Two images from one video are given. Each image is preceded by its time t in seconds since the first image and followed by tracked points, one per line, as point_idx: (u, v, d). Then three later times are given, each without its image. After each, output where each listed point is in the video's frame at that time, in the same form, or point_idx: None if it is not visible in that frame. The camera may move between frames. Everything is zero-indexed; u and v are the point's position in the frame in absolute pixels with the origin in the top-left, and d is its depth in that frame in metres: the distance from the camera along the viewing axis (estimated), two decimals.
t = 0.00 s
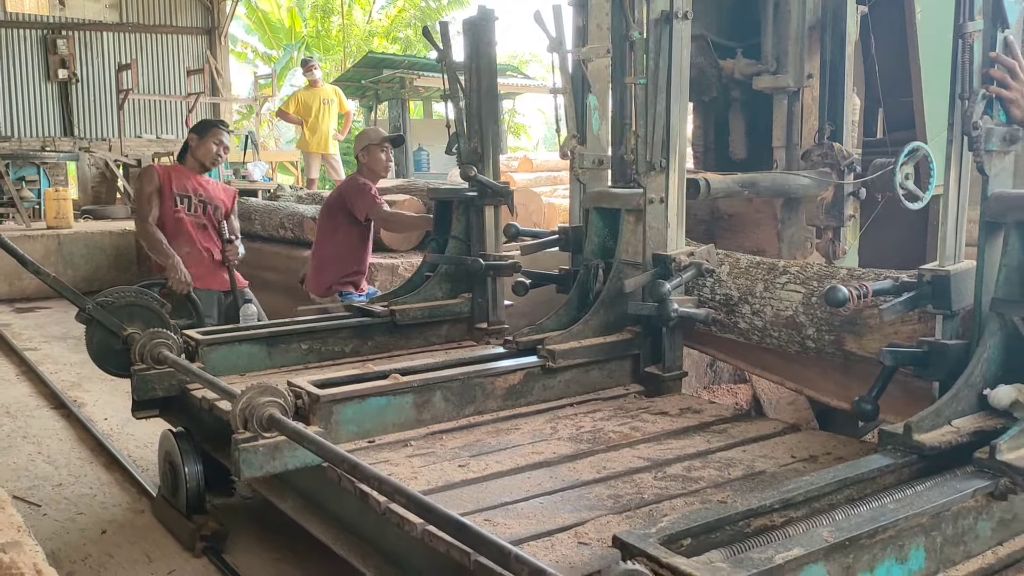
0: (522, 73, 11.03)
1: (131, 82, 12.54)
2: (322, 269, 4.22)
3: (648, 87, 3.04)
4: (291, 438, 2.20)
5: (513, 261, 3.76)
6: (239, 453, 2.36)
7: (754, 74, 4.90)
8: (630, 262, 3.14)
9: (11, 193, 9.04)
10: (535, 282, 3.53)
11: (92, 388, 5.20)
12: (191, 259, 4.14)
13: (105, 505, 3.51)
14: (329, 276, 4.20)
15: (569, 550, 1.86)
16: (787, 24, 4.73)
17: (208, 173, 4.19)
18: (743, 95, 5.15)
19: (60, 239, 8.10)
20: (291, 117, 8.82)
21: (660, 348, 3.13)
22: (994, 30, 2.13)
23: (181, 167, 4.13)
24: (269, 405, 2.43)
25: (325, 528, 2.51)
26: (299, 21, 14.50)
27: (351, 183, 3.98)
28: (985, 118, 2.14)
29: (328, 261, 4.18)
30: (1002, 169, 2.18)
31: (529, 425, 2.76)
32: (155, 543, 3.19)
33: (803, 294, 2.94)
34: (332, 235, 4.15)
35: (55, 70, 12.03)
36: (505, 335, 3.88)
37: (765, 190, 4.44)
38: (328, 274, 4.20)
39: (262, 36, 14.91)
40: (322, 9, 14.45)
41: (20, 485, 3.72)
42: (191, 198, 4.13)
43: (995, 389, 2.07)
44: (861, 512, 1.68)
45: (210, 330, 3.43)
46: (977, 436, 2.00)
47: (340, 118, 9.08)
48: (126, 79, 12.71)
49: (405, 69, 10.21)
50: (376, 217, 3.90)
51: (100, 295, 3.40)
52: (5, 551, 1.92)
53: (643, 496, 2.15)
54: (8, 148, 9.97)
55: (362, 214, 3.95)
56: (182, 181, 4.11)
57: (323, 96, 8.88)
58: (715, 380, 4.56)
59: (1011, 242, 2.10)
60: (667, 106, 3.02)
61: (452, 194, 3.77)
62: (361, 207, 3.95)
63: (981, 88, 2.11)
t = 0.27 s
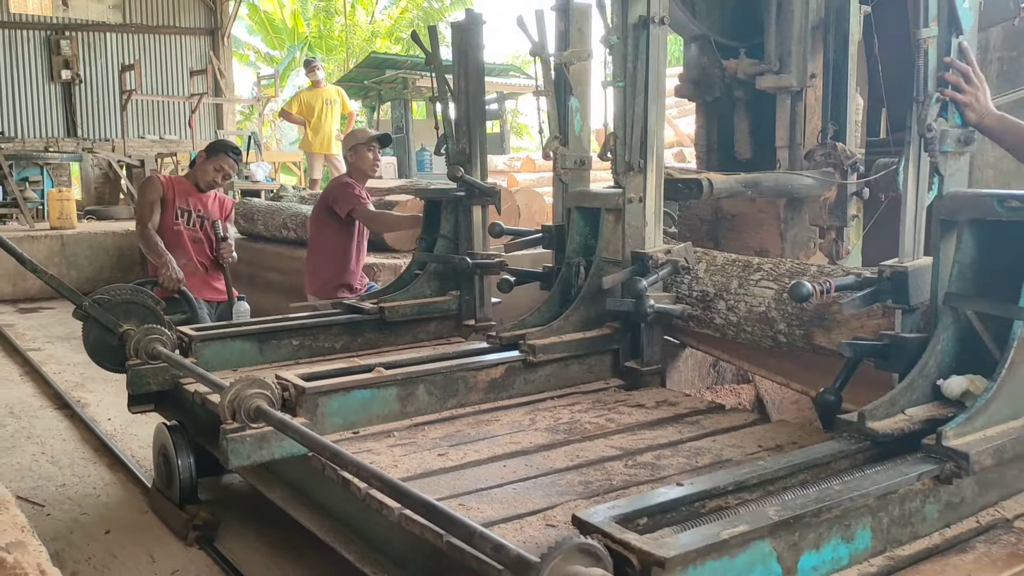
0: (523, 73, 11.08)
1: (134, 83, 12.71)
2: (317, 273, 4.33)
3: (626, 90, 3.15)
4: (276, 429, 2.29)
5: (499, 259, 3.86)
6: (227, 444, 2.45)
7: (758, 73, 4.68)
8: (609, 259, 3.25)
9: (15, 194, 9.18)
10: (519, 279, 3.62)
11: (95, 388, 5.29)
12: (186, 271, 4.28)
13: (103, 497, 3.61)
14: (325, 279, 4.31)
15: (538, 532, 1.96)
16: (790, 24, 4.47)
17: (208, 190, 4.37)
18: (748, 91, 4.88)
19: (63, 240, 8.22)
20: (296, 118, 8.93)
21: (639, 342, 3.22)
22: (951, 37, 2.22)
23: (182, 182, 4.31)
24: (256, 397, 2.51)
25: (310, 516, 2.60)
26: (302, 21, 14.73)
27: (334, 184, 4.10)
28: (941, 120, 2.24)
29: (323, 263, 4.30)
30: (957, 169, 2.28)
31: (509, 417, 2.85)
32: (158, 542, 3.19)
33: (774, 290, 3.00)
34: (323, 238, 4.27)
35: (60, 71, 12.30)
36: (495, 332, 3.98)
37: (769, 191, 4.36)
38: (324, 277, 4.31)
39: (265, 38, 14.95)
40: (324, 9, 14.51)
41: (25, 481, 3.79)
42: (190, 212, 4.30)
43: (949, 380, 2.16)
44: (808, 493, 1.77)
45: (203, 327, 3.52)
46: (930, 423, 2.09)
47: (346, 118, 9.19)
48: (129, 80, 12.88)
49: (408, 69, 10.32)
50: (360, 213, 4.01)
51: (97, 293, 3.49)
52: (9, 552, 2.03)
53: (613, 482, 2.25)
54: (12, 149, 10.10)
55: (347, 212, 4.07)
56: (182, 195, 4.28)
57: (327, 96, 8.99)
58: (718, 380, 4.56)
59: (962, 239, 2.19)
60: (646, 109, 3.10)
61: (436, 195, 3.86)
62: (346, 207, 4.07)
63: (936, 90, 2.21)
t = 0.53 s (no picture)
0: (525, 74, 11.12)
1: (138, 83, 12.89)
2: (298, 262, 4.49)
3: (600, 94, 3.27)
4: (260, 416, 2.43)
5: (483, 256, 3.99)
6: (214, 431, 2.58)
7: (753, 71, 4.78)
8: (585, 256, 3.38)
9: (21, 194, 9.33)
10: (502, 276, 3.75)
11: (99, 388, 5.38)
12: (181, 261, 4.45)
13: (102, 485, 3.75)
14: (305, 268, 4.46)
15: (501, 509, 2.09)
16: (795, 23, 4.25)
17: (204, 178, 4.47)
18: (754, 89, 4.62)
19: (68, 239, 8.34)
20: (301, 117, 9.07)
21: (614, 335, 3.35)
22: (897, 45, 2.31)
23: (179, 171, 4.40)
24: (243, 387, 2.64)
25: (294, 500, 2.73)
26: (306, 21, 14.78)
27: (324, 182, 4.24)
28: (888, 124, 2.35)
29: (305, 255, 4.46)
30: (904, 169, 2.38)
31: (486, 407, 2.98)
32: (162, 542, 3.22)
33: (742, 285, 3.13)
34: (308, 230, 4.42)
35: (65, 71, 12.47)
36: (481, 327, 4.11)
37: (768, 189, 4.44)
38: (304, 267, 4.46)
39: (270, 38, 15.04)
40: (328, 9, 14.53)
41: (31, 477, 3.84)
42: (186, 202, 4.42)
43: (892, 367, 2.29)
44: (749, 471, 1.89)
45: (197, 322, 3.65)
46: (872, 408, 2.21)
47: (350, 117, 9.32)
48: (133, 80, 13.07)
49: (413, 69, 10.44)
50: (350, 210, 4.15)
51: (95, 289, 3.63)
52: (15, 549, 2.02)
53: (577, 465, 2.38)
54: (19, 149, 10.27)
55: (336, 210, 4.22)
56: (179, 184, 4.39)
57: (331, 96, 9.09)
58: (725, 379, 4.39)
59: (905, 235, 2.32)
60: (619, 113, 3.20)
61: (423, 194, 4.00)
62: (335, 205, 4.22)
63: (882, 96, 2.32)
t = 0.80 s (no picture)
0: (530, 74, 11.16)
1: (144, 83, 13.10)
2: (289, 251, 4.64)
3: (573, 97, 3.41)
4: (245, 402, 2.57)
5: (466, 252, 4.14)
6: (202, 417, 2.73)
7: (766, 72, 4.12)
8: (559, 251, 3.52)
9: (27, 194, 9.49)
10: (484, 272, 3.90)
11: (101, 380, 5.54)
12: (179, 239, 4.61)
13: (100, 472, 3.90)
14: (294, 257, 4.62)
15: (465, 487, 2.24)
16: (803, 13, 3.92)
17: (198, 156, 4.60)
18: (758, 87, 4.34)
19: (74, 239, 8.50)
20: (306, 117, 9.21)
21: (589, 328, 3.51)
22: (842, 52, 2.43)
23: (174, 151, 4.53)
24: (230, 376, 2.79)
25: (280, 483, 2.88)
26: (311, 21, 14.89)
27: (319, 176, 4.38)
28: (834, 126, 2.43)
29: (297, 244, 4.61)
30: (849, 170, 2.47)
31: (463, 396, 3.13)
32: (167, 541, 3.21)
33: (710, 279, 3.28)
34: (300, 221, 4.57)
35: (71, 71, 12.66)
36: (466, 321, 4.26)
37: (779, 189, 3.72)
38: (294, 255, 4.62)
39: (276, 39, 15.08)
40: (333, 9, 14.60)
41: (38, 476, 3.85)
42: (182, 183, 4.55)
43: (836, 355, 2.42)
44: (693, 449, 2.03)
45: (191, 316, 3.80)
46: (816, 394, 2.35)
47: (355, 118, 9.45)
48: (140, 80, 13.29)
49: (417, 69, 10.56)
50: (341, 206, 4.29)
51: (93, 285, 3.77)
52: (24, 550, 2.09)
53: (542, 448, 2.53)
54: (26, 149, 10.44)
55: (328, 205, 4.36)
56: (175, 165, 4.51)
57: (336, 96, 9.20)
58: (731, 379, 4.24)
59: (849, 230, 2.46)
60: (593, 115, 3.34)
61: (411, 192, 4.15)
62: (328, 199, 4.35)
63: (827, 100, 2.43)
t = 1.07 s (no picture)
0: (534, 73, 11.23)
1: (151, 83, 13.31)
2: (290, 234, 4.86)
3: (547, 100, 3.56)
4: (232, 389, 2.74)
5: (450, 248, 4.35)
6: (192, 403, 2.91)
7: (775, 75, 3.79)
8: (536, 249, 3.67)
9: (35, 193, 9.65)
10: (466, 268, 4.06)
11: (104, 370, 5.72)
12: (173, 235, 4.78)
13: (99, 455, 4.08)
14: (298, 242, 4.83)
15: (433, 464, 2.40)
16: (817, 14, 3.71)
17: (187, 154, 4.78)
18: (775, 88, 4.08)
19: (82, 238, 8.67)
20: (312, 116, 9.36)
21: (564, 320, 3.71)
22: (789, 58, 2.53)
23: (164, 151, 4.70)
24: (219, 364, 2.97)
25: (267, 468, 3.03)
26: (317, 20, 14.92)
27: (305, 157, 4.58)
28: (783, 128, 2.56)
29: (300, 228, 4.83)
30: (798, 170, 2.61)
31: (441, 384, 3.30)
32: (173, 539, 3.19)
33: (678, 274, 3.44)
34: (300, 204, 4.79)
35: (78, 71, 12.86)
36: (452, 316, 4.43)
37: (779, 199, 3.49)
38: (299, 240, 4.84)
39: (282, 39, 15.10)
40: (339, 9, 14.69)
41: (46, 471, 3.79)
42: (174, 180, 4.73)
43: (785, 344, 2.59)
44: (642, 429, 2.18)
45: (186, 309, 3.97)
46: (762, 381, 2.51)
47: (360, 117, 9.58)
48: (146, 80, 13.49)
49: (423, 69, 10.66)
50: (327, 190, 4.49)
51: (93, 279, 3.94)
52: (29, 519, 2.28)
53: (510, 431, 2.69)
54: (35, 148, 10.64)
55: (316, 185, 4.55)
56: (166, 164, 4.69)
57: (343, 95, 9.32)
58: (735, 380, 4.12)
59: (797, 226, 2.64)
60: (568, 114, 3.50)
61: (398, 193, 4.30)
62: (315, 179, 4.55)
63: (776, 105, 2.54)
